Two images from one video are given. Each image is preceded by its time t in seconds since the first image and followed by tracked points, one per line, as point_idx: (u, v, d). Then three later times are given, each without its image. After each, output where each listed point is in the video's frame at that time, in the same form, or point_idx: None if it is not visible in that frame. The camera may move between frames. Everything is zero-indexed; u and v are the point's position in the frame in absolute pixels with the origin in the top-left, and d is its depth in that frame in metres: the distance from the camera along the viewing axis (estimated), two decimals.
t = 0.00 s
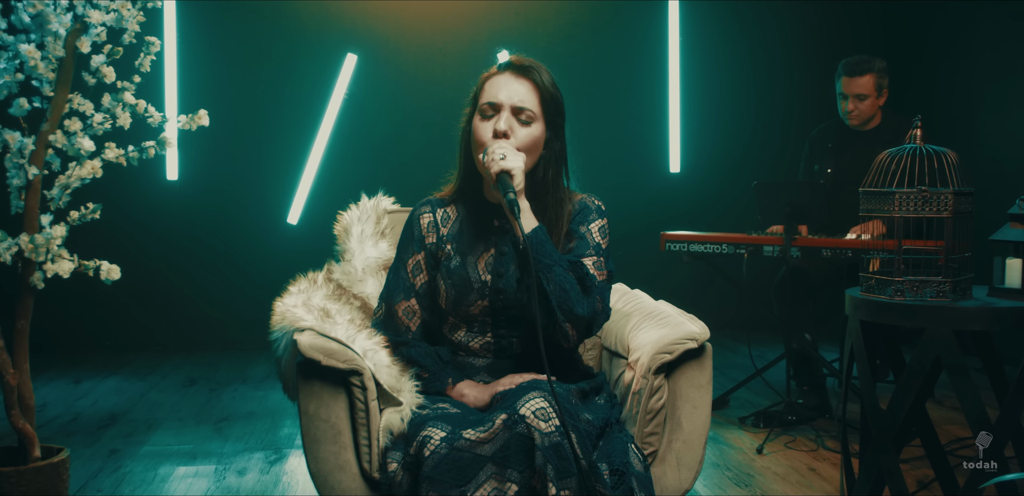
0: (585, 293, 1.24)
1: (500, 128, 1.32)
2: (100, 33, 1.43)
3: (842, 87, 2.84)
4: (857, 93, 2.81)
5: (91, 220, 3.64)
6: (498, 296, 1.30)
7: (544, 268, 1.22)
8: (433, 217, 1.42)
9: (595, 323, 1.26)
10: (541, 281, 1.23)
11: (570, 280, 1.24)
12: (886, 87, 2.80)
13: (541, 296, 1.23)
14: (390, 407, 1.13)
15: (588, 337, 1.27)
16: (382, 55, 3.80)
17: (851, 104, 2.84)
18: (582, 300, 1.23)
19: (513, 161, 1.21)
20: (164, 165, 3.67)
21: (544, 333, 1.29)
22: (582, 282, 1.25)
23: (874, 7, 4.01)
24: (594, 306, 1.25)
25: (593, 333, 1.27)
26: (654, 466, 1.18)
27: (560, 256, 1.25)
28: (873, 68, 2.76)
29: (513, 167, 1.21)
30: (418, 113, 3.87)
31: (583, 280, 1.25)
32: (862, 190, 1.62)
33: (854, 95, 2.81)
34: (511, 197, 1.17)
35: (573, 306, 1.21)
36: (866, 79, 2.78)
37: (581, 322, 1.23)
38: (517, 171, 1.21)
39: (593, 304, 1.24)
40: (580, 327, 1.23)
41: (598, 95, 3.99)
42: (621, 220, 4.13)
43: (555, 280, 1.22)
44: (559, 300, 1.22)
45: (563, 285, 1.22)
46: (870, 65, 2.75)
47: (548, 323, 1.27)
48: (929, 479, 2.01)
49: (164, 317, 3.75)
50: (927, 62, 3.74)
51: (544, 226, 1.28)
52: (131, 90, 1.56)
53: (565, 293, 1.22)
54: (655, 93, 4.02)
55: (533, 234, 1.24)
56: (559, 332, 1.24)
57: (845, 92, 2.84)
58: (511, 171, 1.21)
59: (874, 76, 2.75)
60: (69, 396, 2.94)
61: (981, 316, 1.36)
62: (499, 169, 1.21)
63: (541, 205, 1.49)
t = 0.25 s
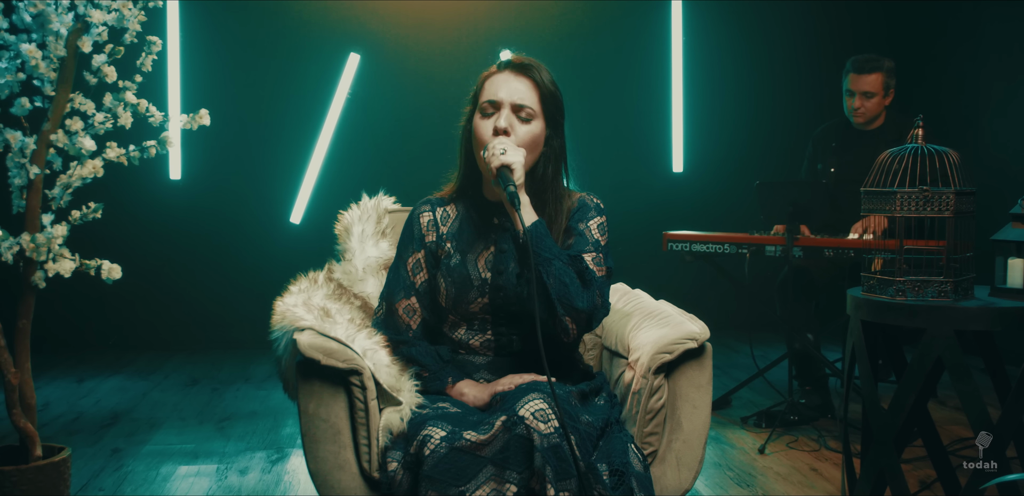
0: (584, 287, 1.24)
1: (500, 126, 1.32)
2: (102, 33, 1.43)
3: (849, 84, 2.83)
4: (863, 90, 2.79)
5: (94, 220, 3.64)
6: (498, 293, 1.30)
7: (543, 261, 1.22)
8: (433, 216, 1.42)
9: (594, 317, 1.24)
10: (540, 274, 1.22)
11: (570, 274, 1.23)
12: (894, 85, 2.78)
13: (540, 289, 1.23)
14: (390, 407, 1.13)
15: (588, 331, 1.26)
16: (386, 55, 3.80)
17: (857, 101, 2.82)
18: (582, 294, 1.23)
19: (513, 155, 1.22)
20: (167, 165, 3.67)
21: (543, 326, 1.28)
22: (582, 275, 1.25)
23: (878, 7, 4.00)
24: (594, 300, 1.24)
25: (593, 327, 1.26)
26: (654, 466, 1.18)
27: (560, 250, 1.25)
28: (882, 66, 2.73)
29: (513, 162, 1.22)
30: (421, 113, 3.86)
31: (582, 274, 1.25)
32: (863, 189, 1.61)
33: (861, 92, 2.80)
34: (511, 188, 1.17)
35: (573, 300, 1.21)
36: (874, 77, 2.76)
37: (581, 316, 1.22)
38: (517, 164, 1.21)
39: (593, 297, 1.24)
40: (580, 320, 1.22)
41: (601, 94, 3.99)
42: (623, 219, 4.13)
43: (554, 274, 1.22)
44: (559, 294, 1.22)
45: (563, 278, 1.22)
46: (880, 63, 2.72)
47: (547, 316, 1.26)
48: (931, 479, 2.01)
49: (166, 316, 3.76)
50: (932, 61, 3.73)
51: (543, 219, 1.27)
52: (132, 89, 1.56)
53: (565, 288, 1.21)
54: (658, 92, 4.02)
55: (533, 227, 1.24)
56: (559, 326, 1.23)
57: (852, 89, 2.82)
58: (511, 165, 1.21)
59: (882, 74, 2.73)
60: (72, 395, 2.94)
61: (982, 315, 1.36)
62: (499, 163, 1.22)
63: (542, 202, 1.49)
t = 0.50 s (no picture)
0: (590, 281, 1.24)
1: (500, 124, 1.31)
2: (102, 32, 1.43)
3: (855, 81, 2.82)
4: (870, 88, 2.79)
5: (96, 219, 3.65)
6: (499, 288, 1.32)
7: (549, 256, 1.22)
8: (431, 213, 1.42)
9: (600, 311, 1.24)
10: (546, 269, 1.23)
11: (575, 269, 1.24)
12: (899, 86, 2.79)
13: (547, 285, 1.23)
14: (388, 406, 1.13)
15: (595, 326, 1.25)
16: (388, 54, 3.80)
17: (863, 98, 2.82)
18: (588, 288, 1.23)
19: (517, 153, 1.21)
20: (169, 164, 3.68)
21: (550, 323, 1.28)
22: (587, 270, 1.25)
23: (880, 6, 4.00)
24: (599, 294, 1.24)
25: (599, 323, 1.25)
26: (653, 466, 1.18)
27: (565, 246, 1.25)
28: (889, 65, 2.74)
29: (517, 158, 1.21)
30: (422, 113, 3.86)
31: (588, 268, 1.25)
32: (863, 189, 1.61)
33: (867, 90, 2.80)
34: (518, 184, 1.16)
35: (579, 294, 1.22)
36: (880, 75, 2.76)
37: (588, 310, 1.22)
38: (521, 161, 1.21)
39: (599, 291, 1.24)
40: (587, 314, 1.22)
41: (603, 94, 3.99)
42: (625, 219, 4.12)
43: (560, 268, 1.22)
44: (566, 288, 1.22)
45: (568, 273, 1.22)
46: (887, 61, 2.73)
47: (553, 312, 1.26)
48: (932, 479, 2.01)
49: (167, 316, 3.76)
50: (934, 61, 3.73)
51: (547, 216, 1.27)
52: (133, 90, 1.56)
53: (571, 282, 1.22)
54: (660, 92, 4.01)
55: (538, 222, 1.24)
56: (566, 321, 1.23)
57: (858, 86, 2.82)
58: (516, 162, 1.21)
59: (888, 72, 2.74)
60: (74, 394, 2.94)
61: (983, 315, 1.35)
62: (503, 160, 1.21)
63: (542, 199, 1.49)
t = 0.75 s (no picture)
0: (601, 294, 1.25)
1: (506, 137, 1.32)
2: (102, 32, 1.43)
3: (863, 81, 2.81)
4: (878, 88, 2.77)
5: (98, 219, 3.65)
6: (500, 287, 1.33)
7: (561, 268, 1.22)
8: (431, 214, 1.43)
9: (611, 322, 1.24)
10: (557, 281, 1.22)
11: (586, 280, 1.24)
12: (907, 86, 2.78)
13: (559, 298, 1.23)
14: (387, 406, 1.13)
15: (604, 337, 1.25)
16: (390, 54, 3.80)
17: (871, 98, 2.80)
18: (598, 300, 1.24)
19: (529, 165, 1.22)
20: (171, 164, 3.68)
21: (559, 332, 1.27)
22: (598, 282, 1.26)
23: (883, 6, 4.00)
24: (610, 306, 1.25)
25: (609, 333, 1.25)
26: (652, 465, 1.18)
27: (576, 257, 1.25)
28: (898, 65, 2.72)
29: (530, 171, 1.22)
30: (425, 112, 3.86)
31: (599, 281, 1.25)
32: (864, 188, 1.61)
33: (875, 90, 2.78)
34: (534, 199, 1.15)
35: (591, 306, 1.22)
36: (889, 75, 2.75)
37: (599, 322, 1.22)
38: (534, 174, 1.21)
39: (610, 303, 1.24)
40: (598, 326, 1.22)
41: (605, 93, 3.99)
42: (627, 218, 4.12)
43: (572, 280, 1.22)
44: (577, 300, 1.22)
45: (580, 285, 1.22)
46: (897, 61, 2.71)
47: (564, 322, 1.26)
48: (934, 479, 2.01)
49: (168, 315, 3.76)
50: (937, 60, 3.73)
51: (559, 228, 1.25)
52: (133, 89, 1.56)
53: (582, 294, 1.22)
54: (662, 91, 4.01)
55: (551, 234, 1.22)
56: (577, 332, 1.23)
57: (866, 86, 2.80)
58: (529, 175, 1.21)
59: (897, 73, 2.72)
60: (76, 393, 2.95)
61: (983, 315, 1.35)
62: (516, 174, 1.22)
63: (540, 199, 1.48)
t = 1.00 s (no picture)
0: (598, 297, 1.24)
1: (499, 136, 1.31)
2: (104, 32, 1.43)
3: (872, 78, 2.77)
4: (886, 86, 2.74)
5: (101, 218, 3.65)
6: (500, 288, 1.32)
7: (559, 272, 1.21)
8: (434, 212, 1.43)
9: (609, 325, 1.24)
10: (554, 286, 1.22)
11: (584, 284, 1.23)
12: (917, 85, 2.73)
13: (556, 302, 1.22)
14: (387, 406, 1.13)
15: (603, 341, 1.25)
16: (393, 53, 3.80)
17: (879, 96, 2.77)
18: (596, 303, 1.23)
19: (525, 170, 1.21)
20: (175, 163, 3.69)
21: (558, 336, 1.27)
22: (596, 285, 1.25)
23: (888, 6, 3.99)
24: (608, 308, 1.24)
25: (608, 337, 1.25)
26: (653, 465, 1.18)
27: (573, 260, 1.25)
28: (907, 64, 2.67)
29: (526, 176, 1.21)
30: (428, 112, 3.86)
31: (597, 284, 1.25)
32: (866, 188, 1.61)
33: (883, 88, 2.74)
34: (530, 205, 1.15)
35: (588, 310, 1.21)
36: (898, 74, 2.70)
37: (597, 325, 1.22)
38: (530, 179, 1.20)
39: (608, 307, 1.24)
40: (595, 329, 1.22)
41: (608, 93, 3.98)
42: (629, 218, 4.12)
43: (569, 284, 1.22)
44: (575, 304, 1.21)
45: (577, 289, 1.21)
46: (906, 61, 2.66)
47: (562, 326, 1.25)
48: (937, 479, 2.00)
49: (171, 314, 3.76)
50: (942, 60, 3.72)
51: (557, 232, 1.26)
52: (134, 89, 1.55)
53: (580, 298, 1.21)
54: (665, 90, 4.01)
55: (548, 238, 1.22)
56: (575, 335, 1.23)
57: (875, 84, 2.77)
58: (525, 180, 1.20)
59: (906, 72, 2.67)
60: (79, 392, 2.95)
61: (985, 315, 1.35)
62: (512, 179, 1.20)
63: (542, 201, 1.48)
